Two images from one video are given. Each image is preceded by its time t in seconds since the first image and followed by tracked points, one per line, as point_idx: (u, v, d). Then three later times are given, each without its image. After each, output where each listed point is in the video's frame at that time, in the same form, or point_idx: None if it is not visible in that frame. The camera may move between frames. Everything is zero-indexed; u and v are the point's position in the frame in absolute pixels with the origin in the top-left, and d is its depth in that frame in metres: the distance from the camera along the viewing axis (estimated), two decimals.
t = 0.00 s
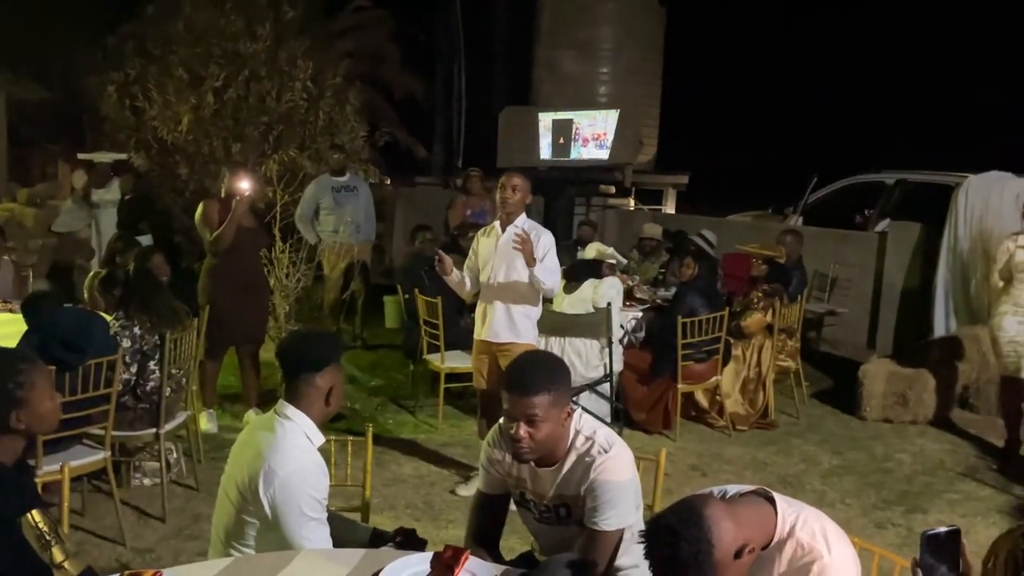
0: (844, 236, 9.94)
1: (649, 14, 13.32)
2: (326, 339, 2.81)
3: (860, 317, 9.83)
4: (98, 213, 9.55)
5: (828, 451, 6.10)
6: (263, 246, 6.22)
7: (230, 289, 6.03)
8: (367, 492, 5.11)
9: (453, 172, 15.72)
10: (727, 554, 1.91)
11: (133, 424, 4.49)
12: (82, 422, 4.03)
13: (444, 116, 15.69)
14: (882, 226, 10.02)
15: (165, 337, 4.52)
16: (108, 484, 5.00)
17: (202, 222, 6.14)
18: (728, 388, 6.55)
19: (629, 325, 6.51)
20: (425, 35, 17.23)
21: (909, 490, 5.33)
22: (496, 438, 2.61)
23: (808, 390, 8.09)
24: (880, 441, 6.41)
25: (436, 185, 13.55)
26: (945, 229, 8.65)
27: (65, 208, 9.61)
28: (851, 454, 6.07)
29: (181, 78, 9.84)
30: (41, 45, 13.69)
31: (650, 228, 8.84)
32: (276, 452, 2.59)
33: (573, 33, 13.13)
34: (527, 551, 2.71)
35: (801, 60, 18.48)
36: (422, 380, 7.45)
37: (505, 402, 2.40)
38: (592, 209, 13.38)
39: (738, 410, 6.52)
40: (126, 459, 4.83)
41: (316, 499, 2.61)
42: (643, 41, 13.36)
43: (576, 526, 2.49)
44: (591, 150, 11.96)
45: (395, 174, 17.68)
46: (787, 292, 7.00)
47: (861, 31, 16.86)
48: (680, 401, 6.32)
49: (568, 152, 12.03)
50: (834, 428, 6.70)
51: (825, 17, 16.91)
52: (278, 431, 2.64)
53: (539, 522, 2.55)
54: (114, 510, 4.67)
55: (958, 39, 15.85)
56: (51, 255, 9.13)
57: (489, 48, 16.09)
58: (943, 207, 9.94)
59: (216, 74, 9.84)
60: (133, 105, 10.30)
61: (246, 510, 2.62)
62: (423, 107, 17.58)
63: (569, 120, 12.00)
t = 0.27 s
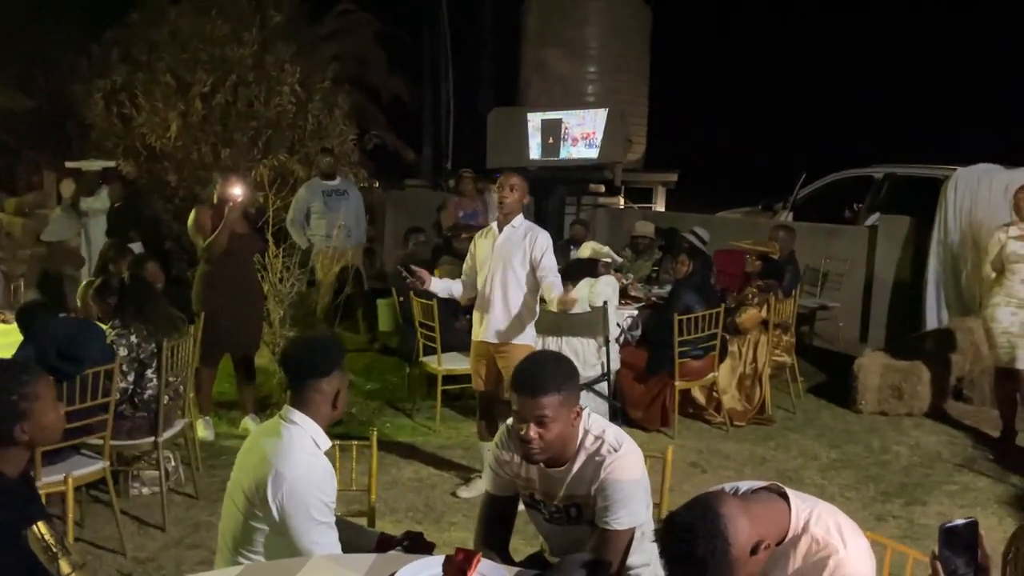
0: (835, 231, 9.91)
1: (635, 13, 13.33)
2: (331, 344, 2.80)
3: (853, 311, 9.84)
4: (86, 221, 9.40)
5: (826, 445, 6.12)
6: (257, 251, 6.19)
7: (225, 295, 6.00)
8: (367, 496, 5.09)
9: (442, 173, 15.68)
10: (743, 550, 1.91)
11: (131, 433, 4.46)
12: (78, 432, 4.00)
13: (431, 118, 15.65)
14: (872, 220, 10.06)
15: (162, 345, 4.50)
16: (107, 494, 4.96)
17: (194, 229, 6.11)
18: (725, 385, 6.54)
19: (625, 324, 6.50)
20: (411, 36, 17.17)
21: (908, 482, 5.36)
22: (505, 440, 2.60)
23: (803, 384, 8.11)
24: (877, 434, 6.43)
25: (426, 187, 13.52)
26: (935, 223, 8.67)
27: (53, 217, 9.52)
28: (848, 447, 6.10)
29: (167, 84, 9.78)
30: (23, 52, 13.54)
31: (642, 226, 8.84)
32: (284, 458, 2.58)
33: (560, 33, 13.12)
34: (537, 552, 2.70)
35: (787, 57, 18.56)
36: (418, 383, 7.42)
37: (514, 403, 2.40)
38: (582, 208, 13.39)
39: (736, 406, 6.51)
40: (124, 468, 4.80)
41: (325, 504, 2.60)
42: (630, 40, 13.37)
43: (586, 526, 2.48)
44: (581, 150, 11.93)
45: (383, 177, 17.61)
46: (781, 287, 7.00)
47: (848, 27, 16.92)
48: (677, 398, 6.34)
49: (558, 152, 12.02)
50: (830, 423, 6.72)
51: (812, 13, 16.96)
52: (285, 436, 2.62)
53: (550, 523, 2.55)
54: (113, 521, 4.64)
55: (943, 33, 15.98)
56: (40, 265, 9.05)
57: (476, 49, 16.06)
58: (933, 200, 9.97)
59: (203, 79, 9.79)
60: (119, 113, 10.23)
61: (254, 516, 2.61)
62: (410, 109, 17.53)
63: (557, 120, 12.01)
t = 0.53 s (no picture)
0: (829, 226, 9.89)
1: (624, 11, 13.31)
2: (341, 349, 2.78)
3: (847, 305, 9.84)
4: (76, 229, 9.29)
5: (828, 440, 6.13)
6: (254, 256, 6.14)
7: (222, 301, 5.96)
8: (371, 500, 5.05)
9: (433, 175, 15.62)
10: (771, 546, 1.90)
11: (132, 441, 4.39)
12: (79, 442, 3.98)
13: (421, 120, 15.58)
14: (865, 215, 10.07)
15: (163, 353, 4.46)
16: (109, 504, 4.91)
17: (190, 234, 6.04)
18: (725, 381, 6.53)
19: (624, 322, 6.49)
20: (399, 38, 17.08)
21: (912, 475, 5.37)
22: (519, 441, 2.58)
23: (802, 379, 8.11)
24: (878, 428, 6.44)
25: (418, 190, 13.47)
26: (929, 216, 8.70)
27: (43, 225, 9.43)
28: (850, 441, 6.10)
29: (157, 90, 9.71)
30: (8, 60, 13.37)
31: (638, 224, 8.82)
32: (296, 463, 2.56)
33: (550, 33, 13.10)
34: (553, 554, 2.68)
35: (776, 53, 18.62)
36: (417, 386, 7.38)
37: (531, 404, 2.38)
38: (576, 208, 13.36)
39: (737, 403, 6.53)
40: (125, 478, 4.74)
41: (339, 509, 2.58)
42: (619, 39, 13.36)
43: (605, 526, 2.46)
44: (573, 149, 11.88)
45: (373, 180, 17.52)
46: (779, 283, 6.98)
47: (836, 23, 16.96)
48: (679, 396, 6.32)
49: (549, 152, 11.99)
50: (831, 417, 6.72)
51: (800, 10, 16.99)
52: (297, 442, 2.61)
53: (568, 524, 2.52)
54: (115, 531, 4.59)
55: (931, 27, 16.10)
56: (31, 274, 8.96)
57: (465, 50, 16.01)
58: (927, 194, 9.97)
59: (193, 84, 9.72)
60: (108, 119, 10.14)
61: (268, 523, 2.59)
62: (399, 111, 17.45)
63: (548, 120, 11.99)
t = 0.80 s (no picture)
0: (823, 222, 9.89)
1: (616, 11, 13.31)
2: (358, 353, 2.77)
3: (844, 301, 9.86)
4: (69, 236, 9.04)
5: (831, 436, 6.14)
6: (254, 260, 6.11)
7: (223, 306, 5.91)
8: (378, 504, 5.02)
9: (425, 176, 15.56)
10: (804, 545, 1.89)
11: (137, 448, 4.34)
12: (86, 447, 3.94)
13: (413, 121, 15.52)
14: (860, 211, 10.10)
15: (168, 358, 4.41)
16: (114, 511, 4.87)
17: (189, 239, 6.01)
18: (727, 379, 6.58)
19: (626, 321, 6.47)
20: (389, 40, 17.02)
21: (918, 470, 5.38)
22: (540, 441, 2.56)
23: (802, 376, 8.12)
24: (880, 423, 6.45)
25: (412, 191, 13.41)
26: (925, 212, 8.74)
27: (37, 232, 9.34)
28: (854, 437, 6.11)
29: (149, 94, 9.65)
30: None
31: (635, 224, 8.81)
32: (315, 468, 2.53)
33: (542, 32, 13.08)
34: (573, 555, 2.67)
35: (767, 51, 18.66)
36: (418, 388, 7.35)
37: (553, 404, 2.37)
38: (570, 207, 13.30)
39: (739, 400, 6.54)
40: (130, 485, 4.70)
41: (359, 513, 2.54)
42: (611, 38, 13.35)
43: (629, 527, 2.45)
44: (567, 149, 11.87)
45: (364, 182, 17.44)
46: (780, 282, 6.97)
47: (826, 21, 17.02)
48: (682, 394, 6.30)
49: (543, 152, 11.97)
50: (833, 413, 6.74)
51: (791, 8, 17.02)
52: (315, 446, 2.58)
53: (590, 525, 2.51)
54: (121, 539, 4.54)
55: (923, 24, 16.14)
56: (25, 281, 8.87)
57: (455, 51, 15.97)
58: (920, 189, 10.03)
59: (185, 88, 9.67)
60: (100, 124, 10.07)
61: (286, 527, 2.56)
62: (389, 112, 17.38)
63: (541, 120, 11.96)
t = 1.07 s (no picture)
0: (817, 221, 9.86)
1: (608, 11, 13.29)
2: (372, 359, 2.74)
3: (840, 300, 9.83)
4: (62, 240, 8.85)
5: (832, 434, 6.14)
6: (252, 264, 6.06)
7: (221, 309, 5.87)
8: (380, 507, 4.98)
9: (418, 178, 15.51)
10: (833, 547, 1.88)
11: (138, 455, 4.32)
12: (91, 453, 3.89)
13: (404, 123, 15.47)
14: (854, 209, 10.11)
15: (168, 363, 4.37)
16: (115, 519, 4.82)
17: (187, 243, 5.98)
18: (727, 379, 6.59)
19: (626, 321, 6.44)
20: (380, 41, 16.96)
21: (920, 468, 5.39)
22: (555, 444, 2.54)
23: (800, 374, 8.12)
24: (881, 421, 6.46)
25: (405, 193, 13.34)
26: (919, 210, 8.77)
27: (28, 236, 9.25)
28: (854, 435, 6.12)
29: (141, 96, 9.60)
30: None
31: (631, 225, 8.80)
32: (330, 474, 2.49)
33: (534, 33, 13.06)
34: (591, 557, 2.64)
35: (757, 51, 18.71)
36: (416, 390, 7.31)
37: (573, 406, 2.34)
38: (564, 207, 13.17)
39: (739, 399, 6.55)
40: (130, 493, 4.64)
41: (376, 520, 2.51)
42: (604, 38, 13.33)
43: (649, 530, 2.43)
44: (560, 150, 11.81)
45: (355, 183, 17.35)
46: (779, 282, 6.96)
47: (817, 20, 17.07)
48: (683, 395, 6.26)
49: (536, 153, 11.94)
50: (832, 411, 6.75)
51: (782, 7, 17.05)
52: (329, 452, 2.55)
53: (609, 528, 2.49)
54: (123, 547, 4.50)
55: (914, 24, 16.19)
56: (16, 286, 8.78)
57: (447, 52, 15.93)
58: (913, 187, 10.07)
59: (177, 91, 9.60)
60: (92, 127, 10.00)
61: (301, 534, 2.53)
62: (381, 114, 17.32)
63: (534, 121, 11.92)
